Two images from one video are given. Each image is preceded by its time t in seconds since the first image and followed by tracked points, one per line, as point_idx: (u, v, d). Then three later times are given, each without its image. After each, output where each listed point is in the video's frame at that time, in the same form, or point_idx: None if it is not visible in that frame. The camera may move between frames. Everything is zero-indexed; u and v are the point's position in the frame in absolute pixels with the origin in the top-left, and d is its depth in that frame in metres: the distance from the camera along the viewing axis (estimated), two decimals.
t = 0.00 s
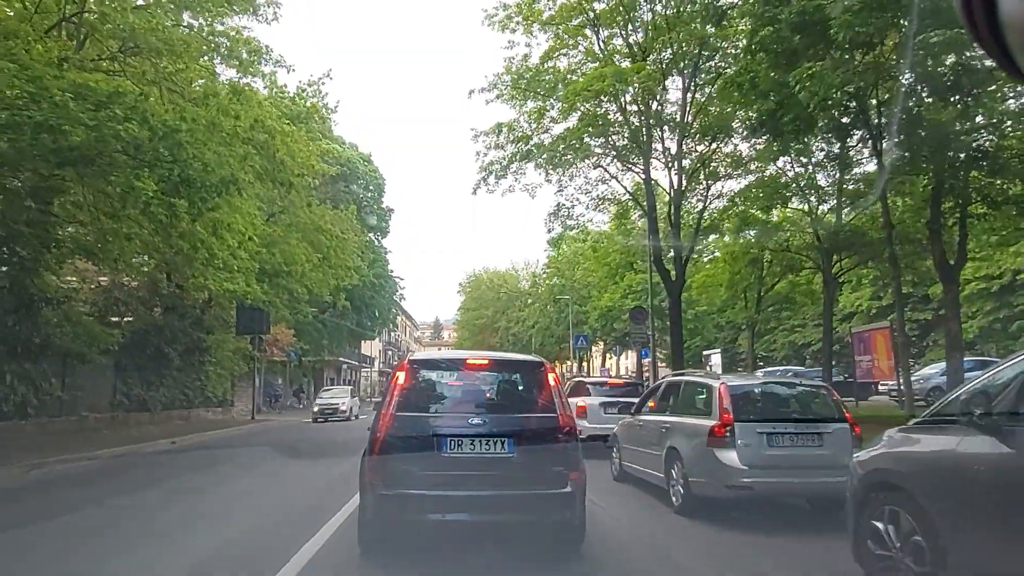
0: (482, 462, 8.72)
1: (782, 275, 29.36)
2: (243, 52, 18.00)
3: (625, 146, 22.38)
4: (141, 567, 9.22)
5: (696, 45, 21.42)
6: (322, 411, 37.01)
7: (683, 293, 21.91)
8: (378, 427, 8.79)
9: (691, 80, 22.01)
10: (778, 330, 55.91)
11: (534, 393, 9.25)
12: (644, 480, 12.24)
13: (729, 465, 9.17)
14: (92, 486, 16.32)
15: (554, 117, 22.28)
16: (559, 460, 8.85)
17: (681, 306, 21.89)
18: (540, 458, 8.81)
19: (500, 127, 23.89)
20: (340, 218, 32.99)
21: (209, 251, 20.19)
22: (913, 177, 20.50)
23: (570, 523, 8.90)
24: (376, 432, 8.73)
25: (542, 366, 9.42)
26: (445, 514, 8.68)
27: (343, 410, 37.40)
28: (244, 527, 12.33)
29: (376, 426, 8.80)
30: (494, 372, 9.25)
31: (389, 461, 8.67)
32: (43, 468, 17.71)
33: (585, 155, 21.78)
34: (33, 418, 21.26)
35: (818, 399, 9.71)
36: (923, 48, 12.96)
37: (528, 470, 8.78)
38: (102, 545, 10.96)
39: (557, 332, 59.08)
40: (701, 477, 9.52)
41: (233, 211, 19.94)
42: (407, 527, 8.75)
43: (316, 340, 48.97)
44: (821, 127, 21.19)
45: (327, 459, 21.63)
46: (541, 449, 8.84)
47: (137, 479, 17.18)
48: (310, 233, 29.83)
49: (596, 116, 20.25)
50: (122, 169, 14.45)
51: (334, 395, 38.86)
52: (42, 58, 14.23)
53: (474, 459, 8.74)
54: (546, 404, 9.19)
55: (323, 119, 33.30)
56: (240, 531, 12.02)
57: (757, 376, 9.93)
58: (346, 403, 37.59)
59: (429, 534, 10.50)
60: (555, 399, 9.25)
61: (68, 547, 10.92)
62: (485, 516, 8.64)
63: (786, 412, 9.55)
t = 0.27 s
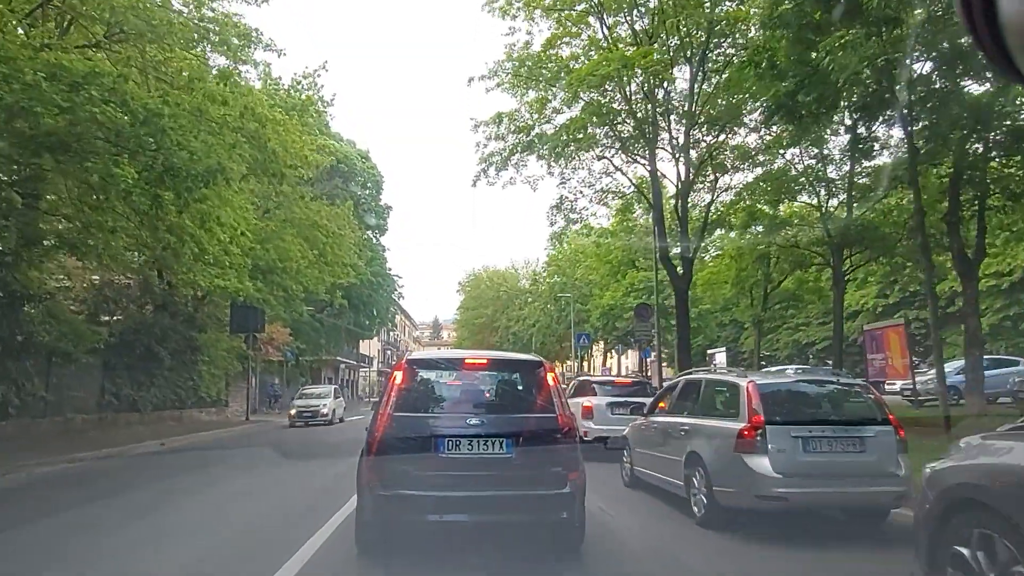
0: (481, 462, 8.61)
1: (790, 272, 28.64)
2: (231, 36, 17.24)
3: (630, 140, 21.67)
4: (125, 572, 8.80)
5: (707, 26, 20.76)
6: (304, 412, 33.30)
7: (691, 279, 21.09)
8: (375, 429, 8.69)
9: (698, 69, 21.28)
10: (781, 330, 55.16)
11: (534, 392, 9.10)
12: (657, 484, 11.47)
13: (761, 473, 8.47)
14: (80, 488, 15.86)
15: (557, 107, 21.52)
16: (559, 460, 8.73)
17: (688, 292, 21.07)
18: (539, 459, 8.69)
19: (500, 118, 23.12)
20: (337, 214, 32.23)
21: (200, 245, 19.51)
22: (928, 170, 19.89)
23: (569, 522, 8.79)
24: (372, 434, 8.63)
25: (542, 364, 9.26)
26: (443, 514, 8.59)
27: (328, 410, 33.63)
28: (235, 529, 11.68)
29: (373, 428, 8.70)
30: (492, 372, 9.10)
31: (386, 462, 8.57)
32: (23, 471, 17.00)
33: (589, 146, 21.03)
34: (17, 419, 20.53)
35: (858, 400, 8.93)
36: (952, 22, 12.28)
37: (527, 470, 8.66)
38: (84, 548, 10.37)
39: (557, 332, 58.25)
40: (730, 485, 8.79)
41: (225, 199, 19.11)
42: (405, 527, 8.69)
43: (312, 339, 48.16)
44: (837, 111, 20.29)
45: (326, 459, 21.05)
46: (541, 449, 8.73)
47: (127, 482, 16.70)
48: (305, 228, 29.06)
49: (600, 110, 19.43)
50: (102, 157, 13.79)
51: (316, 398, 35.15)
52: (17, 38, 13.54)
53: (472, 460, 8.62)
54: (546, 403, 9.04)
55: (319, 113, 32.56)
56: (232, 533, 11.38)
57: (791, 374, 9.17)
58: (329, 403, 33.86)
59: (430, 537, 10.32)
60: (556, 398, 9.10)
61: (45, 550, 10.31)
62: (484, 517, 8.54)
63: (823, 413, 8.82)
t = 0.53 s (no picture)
0: (480, 464, 8.79)
1: (798, 271, 27.98)
2: (219, 18, 16.51)
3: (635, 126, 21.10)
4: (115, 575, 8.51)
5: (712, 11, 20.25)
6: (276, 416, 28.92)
7: (704, 243, 20.42)
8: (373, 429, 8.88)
9: (706, 58, 20.60)
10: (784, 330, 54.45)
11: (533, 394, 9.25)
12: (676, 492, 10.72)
13: (803, 485, 7.71)
14: (73, 490, 15.51)
15: (561, 97, 20.82)
16: (559, 462, 8.93)
17: (699, 251, 20.33)
18: (539, 461, 8.87)
19: (501, 110, 22.40)
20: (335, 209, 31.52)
21: (190, 240, 18.84)
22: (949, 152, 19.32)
23: (571, 524, 8.99)
24: (372, 434, 8.83)
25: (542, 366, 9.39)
26: (444, 515, 8.74)
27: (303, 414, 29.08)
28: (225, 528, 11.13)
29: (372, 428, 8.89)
30: (491, 373, 9.28)
31: (386, 463, 8.76)
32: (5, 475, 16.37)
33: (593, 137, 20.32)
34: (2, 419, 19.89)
35: (904, 398, 8.19)
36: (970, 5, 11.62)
37: (528, 472, 8.86)
38: (65, 548, 9.94)
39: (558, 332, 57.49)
40: (767, 496, 8.03)
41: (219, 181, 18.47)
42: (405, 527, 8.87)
43: (309, 339, 47.43)
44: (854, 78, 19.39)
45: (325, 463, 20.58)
46: (541, 452, 8.90)
47: (120, 485, 16.33)
48: (301, 225, 28.39)
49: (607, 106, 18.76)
50: (81, 144, 13.13)
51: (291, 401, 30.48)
52: None
53: (472, 462, 8.79)
54: (545, 404, 9.19)
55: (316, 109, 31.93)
56: (219, 533, 10.84)
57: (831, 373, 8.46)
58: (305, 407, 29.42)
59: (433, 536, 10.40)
60: (555, 400, 9.24)
61: (20, 553, 9.80)
62: (483, 518, 8.72)
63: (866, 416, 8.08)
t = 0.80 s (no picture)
0: (480, 465, 8.67)
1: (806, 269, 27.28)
2: None
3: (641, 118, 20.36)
4: None
5: None
6: (235, 421, 24.97)
7: (711, 240, 19.78)
8: (371, 430, 8.75)
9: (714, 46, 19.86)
10: (789, 329, 53.70)
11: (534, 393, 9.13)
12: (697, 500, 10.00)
13: (859, 500, 6.96)
14: (63, 494, 15.12)
15: (565, 86, 20.08)
16: (560, 463, 8.81)
17: (706, 249, 19.70)
18: (540, 462, 8.75)
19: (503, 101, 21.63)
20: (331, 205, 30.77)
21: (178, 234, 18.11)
22: (966, 144, 18.73)
23: (576, 526, 8.88)
24: (369, 435, 8.71)
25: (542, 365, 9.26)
26: (443, 518, 8.63)
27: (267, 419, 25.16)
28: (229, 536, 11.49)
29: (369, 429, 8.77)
30: (491, 373, 9.13)
31: (384, 464, 8.64)
32: None
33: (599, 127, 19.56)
34: None
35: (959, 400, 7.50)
36: None
37: (528, 473, 8.74)
38: (72, 553, 10.35)
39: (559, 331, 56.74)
40: (812, 512, 7.31)
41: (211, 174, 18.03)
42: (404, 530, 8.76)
43: (307, 339, 46.68)
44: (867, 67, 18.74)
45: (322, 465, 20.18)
46: (541, 453, 8.77)
47: (111, 489, 15.93)
48: (296, 221, 27.65)
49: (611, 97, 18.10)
50: (56, 129, 12.39)
51: (255, 403, 26.56)
52: None
53: (472, 463, 8.67)
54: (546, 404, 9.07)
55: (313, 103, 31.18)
56: (224, 541, 11.14)
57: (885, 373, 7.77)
58: (271, 410, 25.58)
59: (432, 539, 10.29)
60: (556, 399, 9.12)
61: (28, 556, 10.24)
62: (484, 520, 8.60)
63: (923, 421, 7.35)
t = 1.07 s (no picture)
0: (479, 467, 8.57)
1: (815, 267, 26.63)
2: None
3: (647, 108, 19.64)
4: None
5: None
6: (174, 430, 20.39)
7: (719, 233, 19.07)
8: (368, 430, 8.68)
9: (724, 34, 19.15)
10: (793, 329, 53.02)
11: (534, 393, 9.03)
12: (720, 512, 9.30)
13: (927, 520, 6.22)
14: (52, 499, 14.77)
15: (569, 75, 19.37)
16: (560, 464, 8.70)
17: (714, 242, 18.98)
18: (540, 464, 8.64)
19: (503, 91, 20.91)
20: (329, 200, 30.10)
21: (165, 228, 17.36)
22: (984, 137, 18.09)
23: (577, 529, 8.75)
24: (367, 436, 8.63)
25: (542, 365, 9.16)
26: (442, 521, 8.49)
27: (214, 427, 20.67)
28: (225, 538, 11.35)
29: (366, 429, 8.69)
30: (489, 373, 9.04)
31: (382, 465, 8.54)
32: None
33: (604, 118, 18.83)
34: None
35: None
36: None
37: (528, 476, 8.63)
38: (65, 556, 10.25)
39: (559, 331, 56.05)
40: (870, 532, 6.59)
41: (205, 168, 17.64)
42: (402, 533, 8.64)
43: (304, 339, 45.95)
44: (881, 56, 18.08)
45: (319, 468, 19.84)
46: (542, 455, 8.66)
47: (104, 492, 15.57)
48: (293, 217, 26.98)
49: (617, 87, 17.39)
50: (25, 115, 11.66)
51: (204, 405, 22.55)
52: None
53: (472, 465, 8.57)
54: (546, 404, 8.98)
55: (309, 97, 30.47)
56: (221, 544, 10.97)
57: (947, 370, 7.11)
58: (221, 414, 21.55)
59: (432, 541, 10.12)
60: (555, 399, 9.02)
61: (27, 557, 10.24)
62: (483, 523, 8.49)
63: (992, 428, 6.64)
